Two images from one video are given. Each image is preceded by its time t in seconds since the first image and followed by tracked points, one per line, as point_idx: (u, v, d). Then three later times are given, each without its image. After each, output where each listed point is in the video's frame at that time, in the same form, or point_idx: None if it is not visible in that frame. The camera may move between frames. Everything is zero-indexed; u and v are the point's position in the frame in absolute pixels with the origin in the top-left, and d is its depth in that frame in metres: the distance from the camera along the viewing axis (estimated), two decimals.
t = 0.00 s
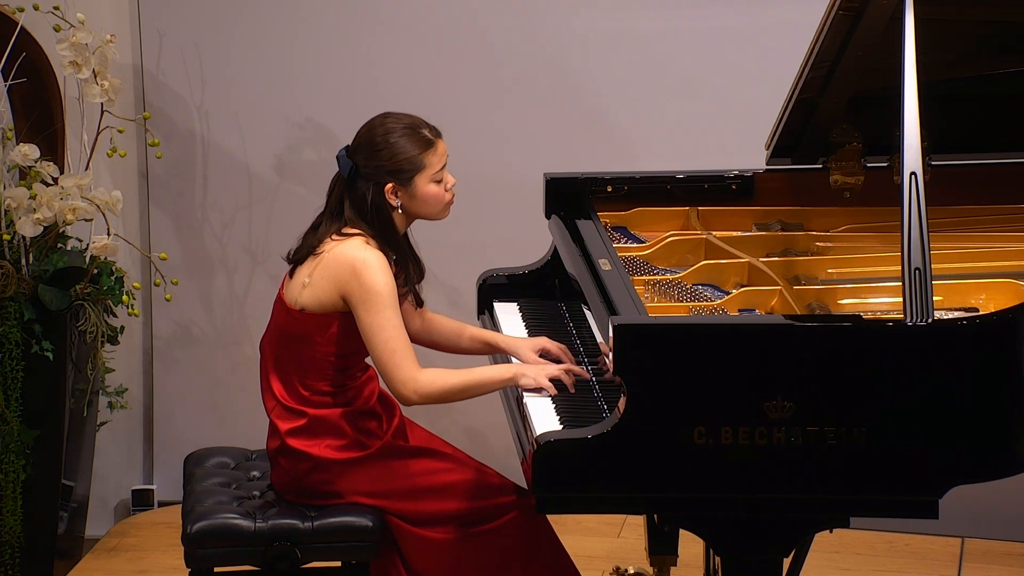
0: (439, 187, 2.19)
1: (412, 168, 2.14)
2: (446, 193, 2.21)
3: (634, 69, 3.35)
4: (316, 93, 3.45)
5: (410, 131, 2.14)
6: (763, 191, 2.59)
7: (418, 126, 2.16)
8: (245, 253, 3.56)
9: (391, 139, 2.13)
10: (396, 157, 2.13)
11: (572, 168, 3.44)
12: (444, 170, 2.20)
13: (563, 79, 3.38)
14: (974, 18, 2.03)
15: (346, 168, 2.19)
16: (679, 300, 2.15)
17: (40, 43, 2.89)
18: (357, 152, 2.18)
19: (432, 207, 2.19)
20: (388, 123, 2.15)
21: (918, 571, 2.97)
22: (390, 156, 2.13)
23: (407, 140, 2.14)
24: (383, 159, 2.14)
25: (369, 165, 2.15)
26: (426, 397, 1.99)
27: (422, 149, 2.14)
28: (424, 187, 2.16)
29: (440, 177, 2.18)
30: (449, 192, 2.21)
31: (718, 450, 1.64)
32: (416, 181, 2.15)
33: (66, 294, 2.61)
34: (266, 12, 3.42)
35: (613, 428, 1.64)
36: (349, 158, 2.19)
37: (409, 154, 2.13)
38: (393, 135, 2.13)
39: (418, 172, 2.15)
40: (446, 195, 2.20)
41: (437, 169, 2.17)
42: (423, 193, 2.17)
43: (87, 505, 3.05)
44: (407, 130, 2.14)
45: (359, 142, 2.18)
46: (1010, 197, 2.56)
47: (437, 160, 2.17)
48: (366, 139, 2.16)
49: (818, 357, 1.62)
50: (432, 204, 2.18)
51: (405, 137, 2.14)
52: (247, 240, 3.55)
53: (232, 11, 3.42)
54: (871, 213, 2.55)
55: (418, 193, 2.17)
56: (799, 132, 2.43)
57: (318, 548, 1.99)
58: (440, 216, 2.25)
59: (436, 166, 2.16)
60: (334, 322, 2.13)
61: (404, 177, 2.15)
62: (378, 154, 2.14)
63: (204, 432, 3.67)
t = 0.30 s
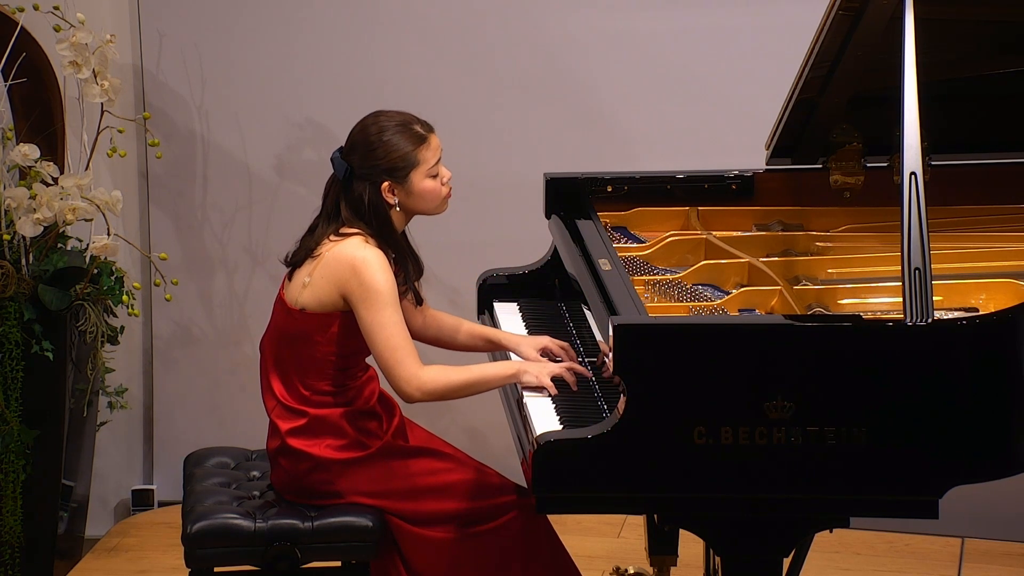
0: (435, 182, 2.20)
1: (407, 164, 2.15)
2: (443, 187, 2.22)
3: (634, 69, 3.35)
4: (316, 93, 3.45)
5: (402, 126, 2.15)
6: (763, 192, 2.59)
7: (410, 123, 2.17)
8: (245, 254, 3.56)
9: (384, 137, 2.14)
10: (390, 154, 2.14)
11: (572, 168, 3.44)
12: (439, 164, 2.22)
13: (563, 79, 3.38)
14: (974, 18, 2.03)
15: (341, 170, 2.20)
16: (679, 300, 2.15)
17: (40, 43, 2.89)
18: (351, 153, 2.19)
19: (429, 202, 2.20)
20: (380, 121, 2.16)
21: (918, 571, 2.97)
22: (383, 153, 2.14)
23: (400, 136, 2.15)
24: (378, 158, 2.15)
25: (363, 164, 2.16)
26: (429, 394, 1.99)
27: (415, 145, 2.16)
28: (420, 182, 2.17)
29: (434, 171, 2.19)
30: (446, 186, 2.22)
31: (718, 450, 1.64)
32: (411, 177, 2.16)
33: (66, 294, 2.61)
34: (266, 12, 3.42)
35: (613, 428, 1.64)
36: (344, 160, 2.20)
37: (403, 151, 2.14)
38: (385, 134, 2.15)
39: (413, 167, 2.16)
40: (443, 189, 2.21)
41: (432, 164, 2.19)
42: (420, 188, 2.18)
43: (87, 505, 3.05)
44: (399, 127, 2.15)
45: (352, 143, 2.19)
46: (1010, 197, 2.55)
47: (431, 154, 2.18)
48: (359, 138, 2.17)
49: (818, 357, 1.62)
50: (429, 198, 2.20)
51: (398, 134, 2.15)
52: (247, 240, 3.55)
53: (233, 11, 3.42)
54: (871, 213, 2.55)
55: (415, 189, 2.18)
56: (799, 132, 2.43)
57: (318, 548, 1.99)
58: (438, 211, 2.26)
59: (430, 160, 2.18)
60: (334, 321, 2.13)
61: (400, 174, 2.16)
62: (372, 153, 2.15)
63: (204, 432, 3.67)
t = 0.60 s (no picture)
0: (431, 177, 2.21)
1: (402, 160, 2.16)
2: (439, 181, 2.22)
3: (634, 69, 3.35)
4: (316, 93, 3.45)
5: (393, 123, 2.16)
6: (763, 192, 2.59)
7: (401, 119, 2.18)
8: (245, 254, 3.56)
9: (376, 135, 2.15)
10: (383, 150, 2.15)
11: (572, 168, 3.44)
12: (433, 159, 2.22)
13: (563, 78, 3.38)
14: (974, 18, 2.03)
15: (335, 171, 2.20)
16: (679, 300, 2.15)
17: (40, 43, 2.89)
18: (345, 153, 2.20)
19: (426, 197, 2.20)
20: (371, 120, 2.18)
21: (918, 572, 2.97)
22: (377, 150, 2.15)
23: (393, 133, 2.16)
24: (372, 156, 2.15)
25: (357, 162, 2.17)
26: (435, 389, 2.00)
27: (408, 140, 2.16)
28: (415, 177, 2.18)
29: (429, 165, 2.20)
30: (441, 180, 2.23)
31: (718, 450, 1.64)
32: (406, 172, 2.17)
33: (66, 294, 2.61)
34: (266, 12, 3.42)
35: (613, 428, 1.64)
36: (338, 161, 2.21)
37: (396, 146, 2.15)
38: (377, 131, 2.15)
39: (408, 163, 2.17)
40: (438, 183, 2.22)
41: (426, 158, 2.19)
42: (416, 183, 2.18)
43: (87, 505, 3.05)
44: (391, 124, 2.17)
45: (345, 143, 2.20)
46: (1010, 197, 2.55)
47: (424, 149, 2.19)
48: (352, 138, 2.18)
49: (818, 357, 1.62)
50: (426, 193, 2.20)
51: (391, 131, 2.16)
52: (247, 240, 3.55)
53: (233, 11, 3.42)
54: (871, 213, 2.56)
55: (411, 185, 2.18)
56: (799, 132, 2.43)
57: (318, 548, 1.99)
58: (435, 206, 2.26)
59: (424, 155, 2.19)
60: (335, 320, 2.13)
61: (395, 169, 2.16)
62: (365, 151, 2.16)
63: (204, 432, 3.67)
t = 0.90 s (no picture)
0: (424, 171, 2.20)
1: (394, 156, 2.15)
2: (432, 175, 2.22)
3: (634, 69, 3.35)
4: (316, 93, 3.45)
5: (382, 118, 2.16)
6: (763, 192, 2.58)
7: (392, 114, 2.18)
8: (245, 254, 3.56)
9: (368, 131, 2.15)
10: (374, 147, 2.14)
11: (572, 168, 3.44)
12: (426, 153, 2.22)
13: (563, 78, 3.38)
14: (974, 18, 2.03)
15: (328, 169, 2.20)
16: (679, 300, 2.15)
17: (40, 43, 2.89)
18: (337, 151, 2.20)
19: (421, 191, 2.20)
20: (362, 116, 2.17)
21: (918, 572, 2.97)
22: (367, 147, 2.14)
23: (384, 129, 2.15)
24: (364, 152, 2.15)
25: (349, 159, 2.17)
26: (422, 392, 2.00)
27: (400, 135, 2.16)
28: (408, 172, 2.18)
29: (422, 160, 2.20)
30: (435, 174, 2.23)
31: (718, 450, 1.64)
32: (399, 168, 2.17)
33: (66, 294, 2.61)
34: (266, 12, 3.42)
35: (613, 428, 1.64)
36: (330, 160, 2.21)
37: (387, 142, 2.14)
38: (367, 128, 2.15)
39: (401, 158, 2.16)
40: (432, 177, 2.22)
41: (418, 153, 2.19)
42: (409, 178, 2.18)
43: (87, 505, 3.05)
44: (383, 120, 2.16)
45: (336, 141, 2.20)
46: (1010, 197, 2.55)
47: (416, 143, 2.18)
48: (344, 136, 2.18)
49: (818, 357, 1.62)
50: (420, 187, 2.20)
51: (383, 126, 2.15)
52: (247, 240, 3.55)
53: (233, 11, 3.42)
54: (871, 213, 2.56)
55: (404, 180, 2.18)
56: (799, 132, 2.43)
57: (319, 548, 1.99)
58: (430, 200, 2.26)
59: (417, 149, 2.18)
60: (332, 320, 2.13)
61: (387, 166, 2.16)
62: (357, 148, 2.15)
63: (204, 432, 3.67)
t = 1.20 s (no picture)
0: (417, 166, 2.21)
1: (386, 150, 2.16)
2: (425, 169, 2.22)
3: (634, 70, 3.35)
4: (316, 93, 3.45)
5: (373, 113, 2.16)
6: (763, 192, 2.58)
7: (383, 110, 2.18)
8: (245, 254, 3.56)
9: (359, 127, 2.16)
10: (366, 142, 2.15)
11: (572, 168, 3.44)
12: (418, 148, 2.23)
13: (563, 78, 3.38)
14: (974, 18, 2.03)
15: (321, 168, 2.20)
16: (679, 300, 2.15)
17: (40, 43, 2.89)
18: (330, 149, 2.20)
19: (414, 185, 2.21)
20: (354, 112, 2.18)
21: (918, 571, 2.97)
22: (359, 142, 2.15)
23: (375, 124, 2.16)
24: (356, 148, 2.16)
25: (341, 155, 2.17)
26: (418, 392, 2.00)
27: (391, 130, 2.17)
28: (401, 166, 2.18)
29: (415, 154, 2.20)
30: (428, 169, 2.24)
31: (718, 449, 1.64)
32: (391, 162, 2.17)
33: (66, 294, 2.61)
34: (266, 12, 3.42)
35: (613, 428, 1.64)
36: (323, 158, 2.21)
37: (379, 137, 2.15)
38: (359, 124, 2.16)
39: (393, 153, 2.17)
40: (425, 172, 2.22)
41: (410, 147, 2.20)
42: (402, 172, 2.18)
43: (87, 505, 3.05)
44: (374, 115, 2.17)
45: (329, 138, 2.20)
46: (1010, 197, 2.55)
47: (408, 138, 2.19)
48: (336, 133, 2.18)
49: (818, 357, 1.62)
50: (413, 181, 2.20)
51: (374, 122, 2.16)
52: (247, 240, 3.55)
53: (233, 11, 3.42)
54: (871, 213, 2.56)
55: (397, 174, 2.19)
56: (800, 132, 2.43)
57: (319, 548, 1.99)
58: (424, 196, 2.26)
59: (409, 144, 2.19)
60: (330, 319, 2.13)
61: (379, 160, 2.16)
62: (349, 144, 2.16)
63: (204, 432, 3.67)
